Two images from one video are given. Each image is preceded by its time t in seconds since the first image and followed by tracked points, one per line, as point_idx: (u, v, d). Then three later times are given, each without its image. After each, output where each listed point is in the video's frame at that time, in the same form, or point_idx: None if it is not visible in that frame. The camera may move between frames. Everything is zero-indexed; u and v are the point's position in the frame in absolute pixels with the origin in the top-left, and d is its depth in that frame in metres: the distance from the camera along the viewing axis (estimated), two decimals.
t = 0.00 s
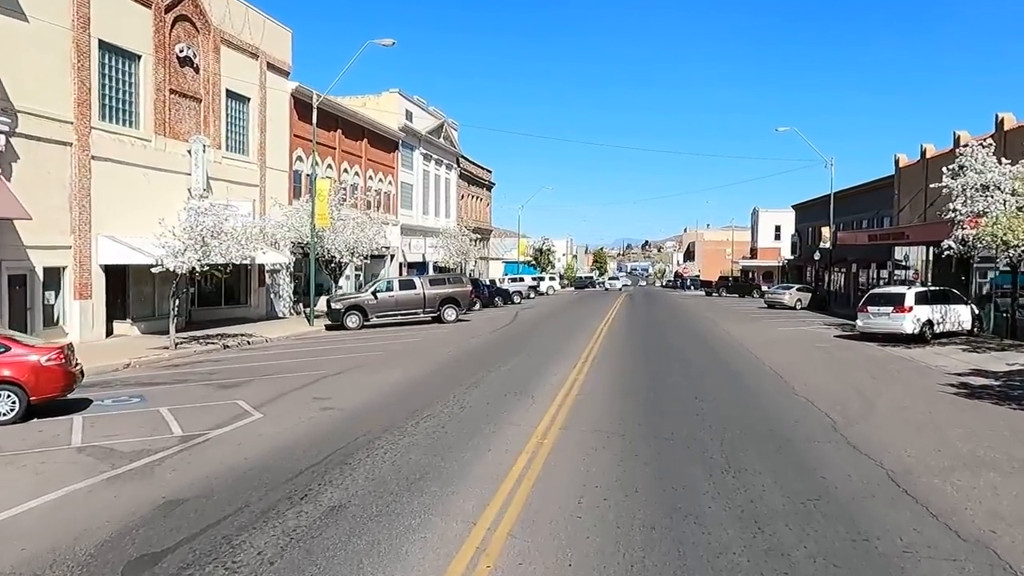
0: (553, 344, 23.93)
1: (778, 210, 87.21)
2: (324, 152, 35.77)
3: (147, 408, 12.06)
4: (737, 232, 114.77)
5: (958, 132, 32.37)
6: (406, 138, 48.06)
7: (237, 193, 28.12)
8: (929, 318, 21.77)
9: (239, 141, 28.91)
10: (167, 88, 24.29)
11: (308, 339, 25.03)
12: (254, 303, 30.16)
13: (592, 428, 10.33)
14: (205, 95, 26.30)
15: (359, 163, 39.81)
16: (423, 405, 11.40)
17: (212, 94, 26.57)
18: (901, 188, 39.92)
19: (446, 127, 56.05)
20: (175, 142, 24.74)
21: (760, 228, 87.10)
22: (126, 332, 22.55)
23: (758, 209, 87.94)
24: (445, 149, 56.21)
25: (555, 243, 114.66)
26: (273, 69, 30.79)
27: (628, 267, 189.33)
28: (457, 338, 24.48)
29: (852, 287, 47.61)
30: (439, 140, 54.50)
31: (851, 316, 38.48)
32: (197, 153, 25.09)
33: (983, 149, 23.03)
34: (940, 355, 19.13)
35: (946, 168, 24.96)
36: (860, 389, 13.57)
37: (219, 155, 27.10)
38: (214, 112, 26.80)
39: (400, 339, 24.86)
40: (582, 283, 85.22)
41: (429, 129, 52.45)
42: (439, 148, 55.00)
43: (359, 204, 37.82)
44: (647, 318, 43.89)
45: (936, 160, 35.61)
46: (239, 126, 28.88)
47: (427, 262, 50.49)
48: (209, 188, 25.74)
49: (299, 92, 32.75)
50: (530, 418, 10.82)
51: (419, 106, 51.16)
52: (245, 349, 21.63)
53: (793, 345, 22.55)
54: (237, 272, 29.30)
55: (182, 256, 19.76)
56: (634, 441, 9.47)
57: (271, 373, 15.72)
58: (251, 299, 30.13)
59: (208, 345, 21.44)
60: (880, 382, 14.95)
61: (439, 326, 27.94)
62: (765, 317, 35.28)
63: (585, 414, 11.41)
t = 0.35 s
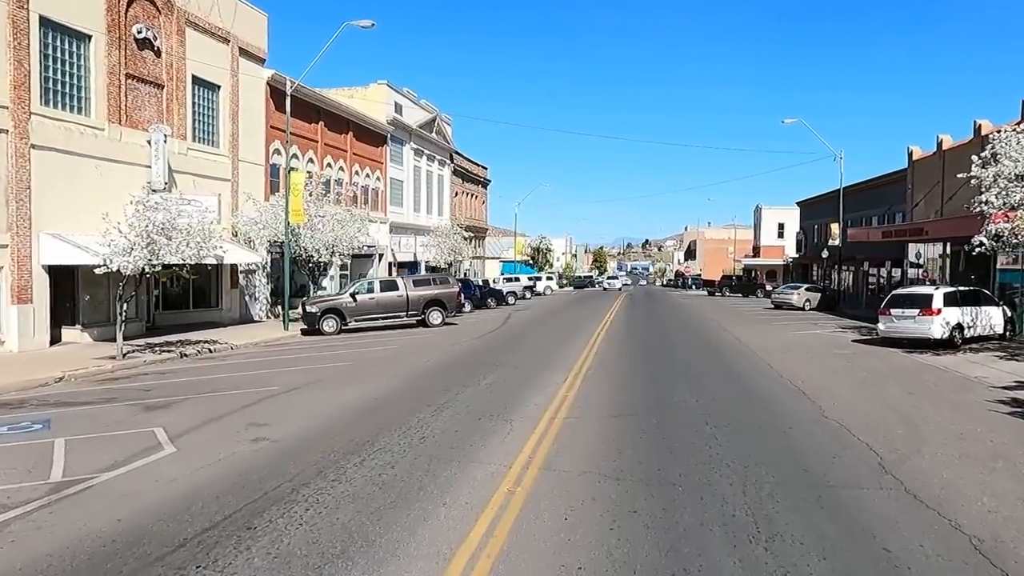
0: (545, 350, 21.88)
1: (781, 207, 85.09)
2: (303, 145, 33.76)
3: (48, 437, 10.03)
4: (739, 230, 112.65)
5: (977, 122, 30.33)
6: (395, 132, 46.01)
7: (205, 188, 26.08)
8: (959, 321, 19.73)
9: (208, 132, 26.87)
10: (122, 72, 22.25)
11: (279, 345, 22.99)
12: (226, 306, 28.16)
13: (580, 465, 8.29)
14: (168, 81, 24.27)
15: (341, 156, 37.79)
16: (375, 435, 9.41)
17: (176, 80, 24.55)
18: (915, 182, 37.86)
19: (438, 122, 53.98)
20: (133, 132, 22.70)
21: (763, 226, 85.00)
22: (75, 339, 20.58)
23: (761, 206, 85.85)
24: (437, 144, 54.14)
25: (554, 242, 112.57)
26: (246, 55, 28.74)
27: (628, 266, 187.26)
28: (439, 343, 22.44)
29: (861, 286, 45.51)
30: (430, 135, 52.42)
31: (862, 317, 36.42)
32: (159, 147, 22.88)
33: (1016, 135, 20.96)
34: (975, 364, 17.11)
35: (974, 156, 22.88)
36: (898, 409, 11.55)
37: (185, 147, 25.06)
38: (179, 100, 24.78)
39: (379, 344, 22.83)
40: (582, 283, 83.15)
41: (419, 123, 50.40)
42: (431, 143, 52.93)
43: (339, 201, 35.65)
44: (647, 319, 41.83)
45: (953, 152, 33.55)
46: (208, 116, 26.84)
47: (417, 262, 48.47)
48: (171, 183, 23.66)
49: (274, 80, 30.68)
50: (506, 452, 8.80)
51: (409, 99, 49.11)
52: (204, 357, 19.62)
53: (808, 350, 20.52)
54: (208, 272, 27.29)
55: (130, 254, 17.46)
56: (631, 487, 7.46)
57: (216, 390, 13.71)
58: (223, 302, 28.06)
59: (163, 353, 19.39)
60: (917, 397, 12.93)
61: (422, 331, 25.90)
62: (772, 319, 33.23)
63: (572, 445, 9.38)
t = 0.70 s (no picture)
0: (536, 355, 19.79)
1: (786, 206, 83.03)
2: (281, 137, 31.76)
3: None
4: (742, 230, 110.58)
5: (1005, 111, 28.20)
6: (384, 125, 43.93)
7: (168, 178, 24.00)
8: (999, 327, 17.62)
9: (173, 118, 24.77)
10: (69, 51, 20.17)
11: (243, 351, 20.89)
12: (194, 308, 26.05)
13: (559, 529, 6.16)
14: (125, 63, 22.16)
15: (325, 149, 35.76)
16: (296, 485, 7.27)
17: (133, 61, 22.42)
18: (933, 177, 35.73)
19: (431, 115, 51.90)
20: (83, 117, 20.63)
21: (767, 225, 82.97)
22: (12, 346, 18.54)
23: (765, 204, 83.77)
24: (430, 139, 52.08)
25: (553, 242, 110.64)
26: (216, 36, 26.60)
27: (629, 266, 185.18)
28: (419, 350, 20.35)
29: (874, 287, 43.38)
30: (423, 129, 50.35)
31: (878, 320, 34.28)
32: (110, 134, 20.72)
33: None
34: None
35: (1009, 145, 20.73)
36: (957, 440, 9.42)
37: (144, 134, 22.93)
38: (137, 83, 22.68)
39: (352, 351, 20.72)
40: (582, 283, 81.10)
41: (411, 116, 48.31)
42: (424, 137, 50.86)
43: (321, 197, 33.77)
44: (648, 320, 39.74)
45: (976, 144, 31.43)
46: (172, 101, 24.71)
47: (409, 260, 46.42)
48: (126, 176, 21.53)
49: (249, 65, 28.57)
50: (465, 508, 6.65)
51: (400, 90, 47.04)
52: (153, 366, 17.51)
53: (828, 358, 18.41)
54: (173, 271, 25.18)
55: (59, 251, 15.34)
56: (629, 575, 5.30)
57: (139, 411, 11.60)
58: (190, 304, 25.99)
59: (105, 362, 17.28)
60: (972, 421, 10.78)
61: (404, 335, 23.81)
62: (782, 322, 31.14)
63: (551, 493, 7.24)
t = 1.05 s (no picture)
0: (525, 364, 17.61)
1: (792, 203, 80.78)
2: (255, 127, 29.66)
3: None
4: (745, 228, 108.33)
5: None
6: (372, 117, 41.74)
7: (122, 169, 21.86)
8: None
9: (129, 105, 22.62)
10: None
11: (199, 360, 18.75)
12: (155, 312, 23.92)
13: None
14: (68, 41, 20.03)
15: (303, 141, 33.64)
16: None
17: (79, 40, 20.28)
18: (954, 169, 33.52)
19: (423, 108, 49.70)
20: (18, 100, 18.53)
21: (771, 223, 80.79)
22: None
23: (770, 201, 81.57)
24: (422, 133, 49.87)
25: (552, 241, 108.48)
26: (179, 15, 24.43)
27: (630, 266, 182.94)
28: (395, 358, 18.19)
29: (889, 286, 41.12)
30: (414, 122, 48.16)
31: (895, 322, 32.10)
32: (53, 117, 18.61)
33: None
34: None
35: None
36: None
37: (94, 121, 20.76)
38: (86, 64, 20.55)
39: (320, 360, 18.54)
40: (582, 283, 78.90)
41: (401, 108, 46.11)
42: (415, 131, 48.67)
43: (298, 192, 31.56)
44: (649, 321, 37.54)
45: (1002, 133, 29.22)
46: (128, 86, 22.58)
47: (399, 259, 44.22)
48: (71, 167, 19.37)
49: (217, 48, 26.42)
50: None
51: (389, 81, 44.85)
52: (85, 380, 15.35)
53: (854, 368, 16.22)
54: (131, 271, 23.05)
55: None
56: None
57: (24, 443, 9.45)
58: (149, 309, 23.74)
59: (32, 375, 15.15)
60: None
61: (382, 342, 21.63)
62: (795, 325, 28.92)
63: None
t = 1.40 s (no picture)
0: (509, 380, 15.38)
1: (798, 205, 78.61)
2: (224, 117, 27.34)
3: None
4: (749, 230, 106.15)
5: None
6: (357, 111, 39.51)
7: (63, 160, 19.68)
8: None
9: (74, 89, 20.42)
10: None
11: (140, 376, 16.53)
12: (105, 319, 21.65)
13: None
14: None
15: (279, 134, 31.33)
16: None
17: (11, 13, 18.11)
18: (978, 166, 31.28)
19: (414, 103, 47.48)
20: None
21: (776, 225, 78.69)
22: None
23: (775, 203, 79.41)
24: (413, 129, 47.63)
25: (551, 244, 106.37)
26: None
27: (631, 269, 180.65)
28: (361, 373, 15.93)
29: (905, 292, 38.85)
30: (404, 118, 45.92)
31: (916, 330, 29.83)
32: None
33: None
34: None
35: None
36: None
37: (30, 103, 18.62)
38: (19, 41, 18.38)
39: (276, 375, 16.27)
40: (581, 287, 76.67)
41: (391, 103, 43.88)
42: (405, 127, 46.44)
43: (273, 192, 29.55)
44: (648, 327, 35.33)
45: None
46: (74, 68, 20.38)
47: (386, 261, 41.97)
48: None
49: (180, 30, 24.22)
50: None
51: (378, 74, 42.62)
52: None
53: (888, 388, 13.98)
54: (81, 273, 20.98)
55: None
56: None
57: None
58: (98, 317, 21.48)
59: None
60: None
61: (353, 353, 19.39)
62: (809, 334, 26.67)
63: None
